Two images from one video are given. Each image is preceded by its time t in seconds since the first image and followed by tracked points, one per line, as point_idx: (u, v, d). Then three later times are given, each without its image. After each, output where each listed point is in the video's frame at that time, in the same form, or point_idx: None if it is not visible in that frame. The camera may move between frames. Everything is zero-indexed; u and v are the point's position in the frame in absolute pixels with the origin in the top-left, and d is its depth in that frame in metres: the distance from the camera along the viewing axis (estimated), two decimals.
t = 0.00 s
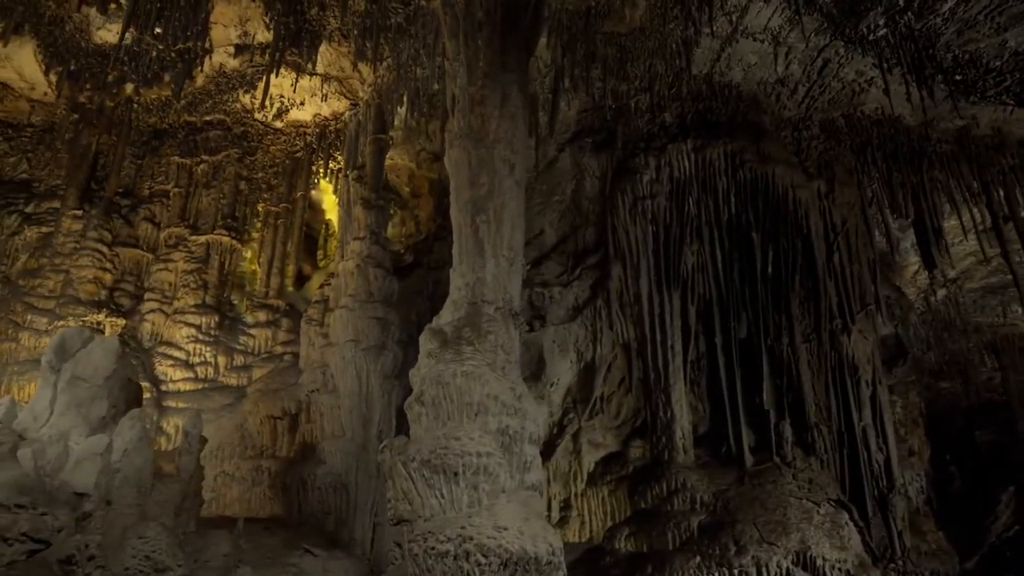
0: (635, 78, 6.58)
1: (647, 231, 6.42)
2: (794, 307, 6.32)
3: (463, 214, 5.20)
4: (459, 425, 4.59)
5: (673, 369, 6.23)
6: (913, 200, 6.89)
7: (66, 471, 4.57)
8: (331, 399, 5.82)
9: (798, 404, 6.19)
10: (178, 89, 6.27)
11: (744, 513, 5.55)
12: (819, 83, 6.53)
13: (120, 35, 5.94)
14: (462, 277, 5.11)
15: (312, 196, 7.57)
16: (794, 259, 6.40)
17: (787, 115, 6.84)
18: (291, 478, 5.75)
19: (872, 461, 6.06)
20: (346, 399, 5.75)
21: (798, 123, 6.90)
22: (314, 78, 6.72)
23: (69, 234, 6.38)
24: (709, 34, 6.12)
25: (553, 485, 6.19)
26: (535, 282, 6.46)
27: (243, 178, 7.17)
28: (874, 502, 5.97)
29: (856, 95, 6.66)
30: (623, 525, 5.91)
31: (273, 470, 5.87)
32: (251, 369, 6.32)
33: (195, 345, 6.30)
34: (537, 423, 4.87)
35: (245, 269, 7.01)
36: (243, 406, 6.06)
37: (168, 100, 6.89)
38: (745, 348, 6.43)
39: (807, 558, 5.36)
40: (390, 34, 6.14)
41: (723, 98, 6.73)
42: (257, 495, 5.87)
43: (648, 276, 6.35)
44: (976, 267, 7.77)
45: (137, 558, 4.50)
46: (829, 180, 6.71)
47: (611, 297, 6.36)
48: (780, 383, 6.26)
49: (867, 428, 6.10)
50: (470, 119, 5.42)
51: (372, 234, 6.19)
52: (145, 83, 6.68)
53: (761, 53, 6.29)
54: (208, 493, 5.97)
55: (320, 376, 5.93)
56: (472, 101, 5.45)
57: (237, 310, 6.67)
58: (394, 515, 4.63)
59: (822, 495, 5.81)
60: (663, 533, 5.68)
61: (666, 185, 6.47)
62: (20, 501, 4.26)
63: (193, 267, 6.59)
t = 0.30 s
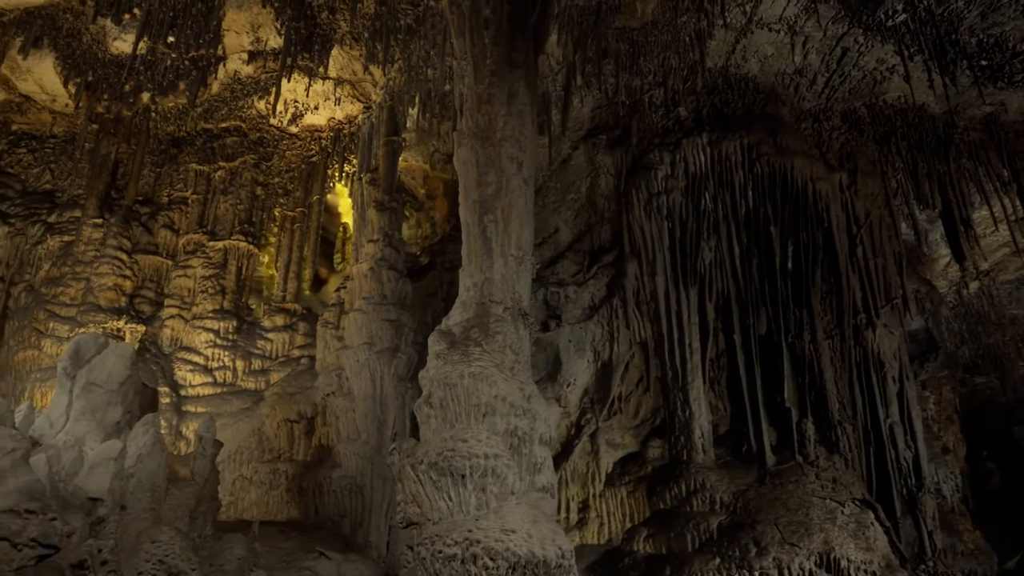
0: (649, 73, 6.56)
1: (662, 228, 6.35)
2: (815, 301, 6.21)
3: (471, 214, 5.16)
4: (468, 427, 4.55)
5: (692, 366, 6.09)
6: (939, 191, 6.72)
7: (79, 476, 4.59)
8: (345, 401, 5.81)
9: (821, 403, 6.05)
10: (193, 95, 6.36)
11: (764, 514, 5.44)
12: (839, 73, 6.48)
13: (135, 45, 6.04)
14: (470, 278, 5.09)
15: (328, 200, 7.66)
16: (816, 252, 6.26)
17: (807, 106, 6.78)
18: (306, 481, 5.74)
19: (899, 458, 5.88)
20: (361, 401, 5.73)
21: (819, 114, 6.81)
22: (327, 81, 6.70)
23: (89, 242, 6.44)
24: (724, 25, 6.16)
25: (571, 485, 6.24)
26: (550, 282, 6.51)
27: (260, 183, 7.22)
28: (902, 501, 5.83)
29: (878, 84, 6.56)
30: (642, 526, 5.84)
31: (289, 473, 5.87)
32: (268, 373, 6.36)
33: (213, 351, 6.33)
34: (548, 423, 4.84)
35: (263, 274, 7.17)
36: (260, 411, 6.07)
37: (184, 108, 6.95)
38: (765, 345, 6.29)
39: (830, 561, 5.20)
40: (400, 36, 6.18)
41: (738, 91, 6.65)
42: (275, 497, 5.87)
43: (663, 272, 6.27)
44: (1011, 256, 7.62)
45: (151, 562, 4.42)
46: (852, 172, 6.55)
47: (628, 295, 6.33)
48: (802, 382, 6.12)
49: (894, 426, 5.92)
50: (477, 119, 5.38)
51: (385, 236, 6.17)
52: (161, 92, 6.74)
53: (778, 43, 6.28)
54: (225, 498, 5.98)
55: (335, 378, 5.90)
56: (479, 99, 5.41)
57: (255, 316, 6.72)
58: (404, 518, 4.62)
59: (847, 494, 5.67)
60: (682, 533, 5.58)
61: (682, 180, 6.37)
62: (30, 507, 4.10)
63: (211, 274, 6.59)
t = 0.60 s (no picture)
0: (662, 68, 6.53)
1: (677, 224, 6.32)
2: (837, 295, 6.10)
3: (479, 214, 5.13)
4: (475, 429, 4.51)
5: (709, 365, 6.06)
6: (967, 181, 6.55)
7: (94, 481, 4.67)
8: (360, 404, 5.81)
9: (844, 402, 5.91)
10: (208, 103, 6.46)
11: (785, 514, 5.34)
12: (859, 62, 6.35)
13: (148, 55, 6.14)
14: (478, 279, 5.06)
15: (343, 203, 7.64)
16: (836, 246, 6.16)
17: (826, 96, 6.66)
18: (321, 484, 5.76)
19: (928, 456, 5.76)
20: (375, 404, 5.73)
21: (839, 105, 6.68)
22: (339, 85, 6.74)
23: (110, 250, 6.51)
24: (738, 17, 6.07)
25: (589, 486, 6.16)
26: (566, 281, 6.47)
27: (277, 188, 7.24)
28: (929, 499, 5.72)
29: (901, 72, 6.42)
30: (661, 527, 5.78)
31: (306, 477, 5.88)
32: (285, 377, 6.37)
33: (233, 356, 6.37)
34: (558, 424, 4.79)
35: (281, 279, 7.16)
36: (278, 415, 6.11)
37: (200, 115, 7.07)
38: (786, 341, 6.18)
39: (853, 562, 5.07)
40: (409, 38, 6.20)
41: (754, 83, 6.58)
42: (293, 501, 5.88)
43: (678, 270, 6.23)
44: None
45: (164, 566, 4.39)
46: (873, 163, 6.36)
47: (643, 293, 6.27)
48: (824, 379, 6.00)
49: (921, 423, 5.83)
50: (484, 118, 5.35)
51: (397, 238, 6.17)
52: (178, 100, 6.86)
53: (794, 33, 6.18)
54: (245, 502, 6.02)
55: (350, 381, 5.92)
56: (486, 98, 5.38)
57: (273, 320, 6.74)
58: (413, 520, 4.60)
59: (871, 493, 5.52)
60: (701, 535, 5.52)
61: (697, 175, 6.32)
62: (41, 512, 4.19)
63: (229, 279, 6.66)
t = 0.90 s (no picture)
0: (675, 62, 6.51)
1: (692, 219, 6.25)
2: (858, 290, 5.96)
3: (486, 213, 5.10)
4: (482, 431, 4.48)
5: (727, 363, 6.00)
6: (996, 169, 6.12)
7: (109, 486, 4.73)
8: (375, 407, 5.80)
9: (867, 400, 5.80)
10: (222, 109, 6.53)
11: (806, 514, 5.24)
12: (879, 49, 6.27)
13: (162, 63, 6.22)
14: (486, 279, 5.04)
15: (359, 207, 7.67)
16: (857, 239, 6.03)
17: (845, 87, 6.45)
18: (337, 487, 5.78)
19: (957, 454, 5.56)
20: (390, 407, 5.72)
21: (859, 95, 6.44)
22: (352, 89, 6.80)
23: (130, 258, 6.60)
24: (753, 7, 6.10)
25: (606, 487, 6.11)
26: (580, 279, 6.43)
27: (293, 193, 7.30)
28: (959, 498, 5.51)
29: (923, 58, 6.29)
30: (679, 529, 5.71)
31: (322, 480, 5.89)
32: (303, 381, 6.39)
33: (251, 360, 6.43)
34: (567, 425, 4.73)
35: (298, 283, 7.16)
36: (295, 418, 6.11)
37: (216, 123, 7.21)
38: (806, 338, 6.05)
39: (877, 563, 4.91)
40: (419, 40, 6.22)
41: (769, 76, 6.52)
42: (310, 504, 5.91)
43: (693, 267, 6.16)
44: None
45: (178, 569, 4.38)
46: (896, 155, 6.12)
47: (659, 291, 6.22)
48: (845, 376, 5.89)
49: (948, 420, 5.62)
50: (491, 117, 5.33)
51: (410, 239, 6.17)
52: (193, 107, 7.00)
53: (810, 22, 6.18)
54: (264, 505, 6.07)
55: (365, 384, 5.91)
56: (493, 97, 5.36)
57: (290, 324, 6.75)
58: (422, 523, 4.57)
59: (896, 493, 5.35)
60: (720, 536, 5.44)
61: (712, 170, 6.27)
62: (52, 516, 4.24)
63: (246, 284, 6.73)
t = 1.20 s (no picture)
0: (687, 56, 6.45)
1: (706, 216, 6.21)
2: (879, 284, 5.78)
3: (494, 214, 5.09)
4: (488, 433, 4.46)
5: (744, 361, 5.96)
6: None
7: (124, 490, 4.76)
8: (389, 409, 5.81)
9: (890, 397, 5.64)
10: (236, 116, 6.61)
11: (826, 514, 5.15)
12: (898, 36, 6.05)
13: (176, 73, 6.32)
14: (493, 280, 5.01)
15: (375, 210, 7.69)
16: (878, 232, 5.84)
17: (865, 75, 6.25)
18: (353, 489, 5.79)
19: (987, 452, 5.28)
20: (404, 409, 5.70)
21: (879, 85, 6.18)
22: (364, 93, 6.85)
23: (150, 265, 6.66)
24: None
25: (624, 488, 6.04)
26: (595, 279, 6.43)
27: (309, 199, 7.34)
28: (991, 497, 5.22)
29: (945, 45, 6.04)
30: (697, 529, 5.65)
31: (339, 483, 5.91)
32: (320, 384, 6.41)
33: (268, 364, 6.47)
34: (576, 425, 4.67)
35: (315, 287, 7.20)
36: (312, 422, 6.15)
37: (232, 130, 7.25)
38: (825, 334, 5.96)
39: (900, 563, 4.80)
40: (429, 41, 6.24)
41: (785, 67, 6.42)
42: (327, 507, 5.94)
43: (709, 264, 6.13)
44: None
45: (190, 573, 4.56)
46: (919, 145, 5.78)
47: (675, 288, 6.20)
48: (866, 372, 5.75)
49: (977, 416, 5.35)
50: (497, 117, 5.31)
51: (423, 241, 6.17)
52: (208, 116, 7.07)
53: (826, 12, 6.05)
54: (283, 508, 6.12)
55: (380, 386, 5.93)
56: (499, 97, 5.34)
57: (308, 328, 6.79)
58: (430, 526, 4.54)
59: (920, 491, 5.22)
60: (738, 537, 5.37)
61: (727, 164, 6.20)
62: (64, 521, 4.27)
63: (263, 289, 6.75)
